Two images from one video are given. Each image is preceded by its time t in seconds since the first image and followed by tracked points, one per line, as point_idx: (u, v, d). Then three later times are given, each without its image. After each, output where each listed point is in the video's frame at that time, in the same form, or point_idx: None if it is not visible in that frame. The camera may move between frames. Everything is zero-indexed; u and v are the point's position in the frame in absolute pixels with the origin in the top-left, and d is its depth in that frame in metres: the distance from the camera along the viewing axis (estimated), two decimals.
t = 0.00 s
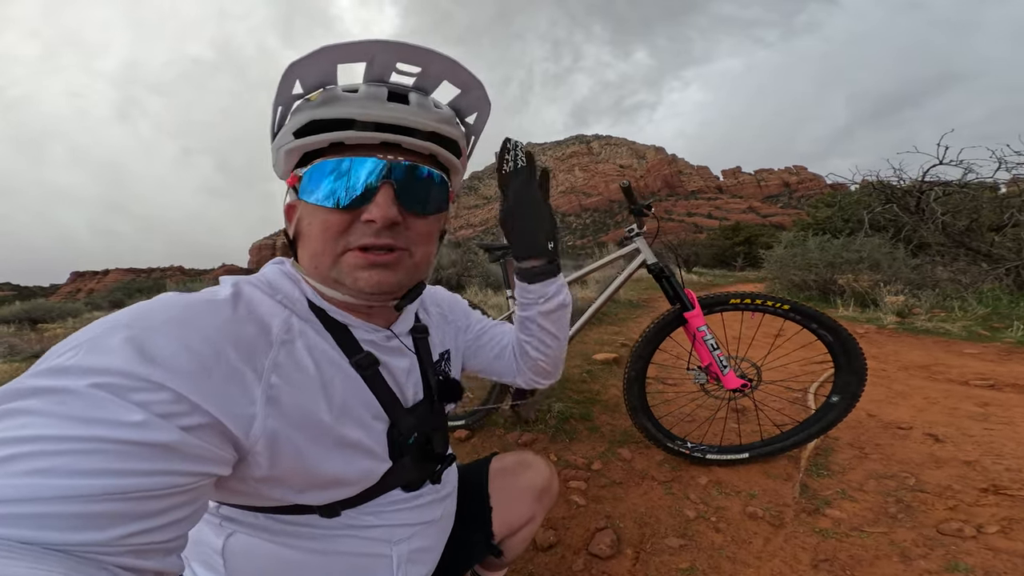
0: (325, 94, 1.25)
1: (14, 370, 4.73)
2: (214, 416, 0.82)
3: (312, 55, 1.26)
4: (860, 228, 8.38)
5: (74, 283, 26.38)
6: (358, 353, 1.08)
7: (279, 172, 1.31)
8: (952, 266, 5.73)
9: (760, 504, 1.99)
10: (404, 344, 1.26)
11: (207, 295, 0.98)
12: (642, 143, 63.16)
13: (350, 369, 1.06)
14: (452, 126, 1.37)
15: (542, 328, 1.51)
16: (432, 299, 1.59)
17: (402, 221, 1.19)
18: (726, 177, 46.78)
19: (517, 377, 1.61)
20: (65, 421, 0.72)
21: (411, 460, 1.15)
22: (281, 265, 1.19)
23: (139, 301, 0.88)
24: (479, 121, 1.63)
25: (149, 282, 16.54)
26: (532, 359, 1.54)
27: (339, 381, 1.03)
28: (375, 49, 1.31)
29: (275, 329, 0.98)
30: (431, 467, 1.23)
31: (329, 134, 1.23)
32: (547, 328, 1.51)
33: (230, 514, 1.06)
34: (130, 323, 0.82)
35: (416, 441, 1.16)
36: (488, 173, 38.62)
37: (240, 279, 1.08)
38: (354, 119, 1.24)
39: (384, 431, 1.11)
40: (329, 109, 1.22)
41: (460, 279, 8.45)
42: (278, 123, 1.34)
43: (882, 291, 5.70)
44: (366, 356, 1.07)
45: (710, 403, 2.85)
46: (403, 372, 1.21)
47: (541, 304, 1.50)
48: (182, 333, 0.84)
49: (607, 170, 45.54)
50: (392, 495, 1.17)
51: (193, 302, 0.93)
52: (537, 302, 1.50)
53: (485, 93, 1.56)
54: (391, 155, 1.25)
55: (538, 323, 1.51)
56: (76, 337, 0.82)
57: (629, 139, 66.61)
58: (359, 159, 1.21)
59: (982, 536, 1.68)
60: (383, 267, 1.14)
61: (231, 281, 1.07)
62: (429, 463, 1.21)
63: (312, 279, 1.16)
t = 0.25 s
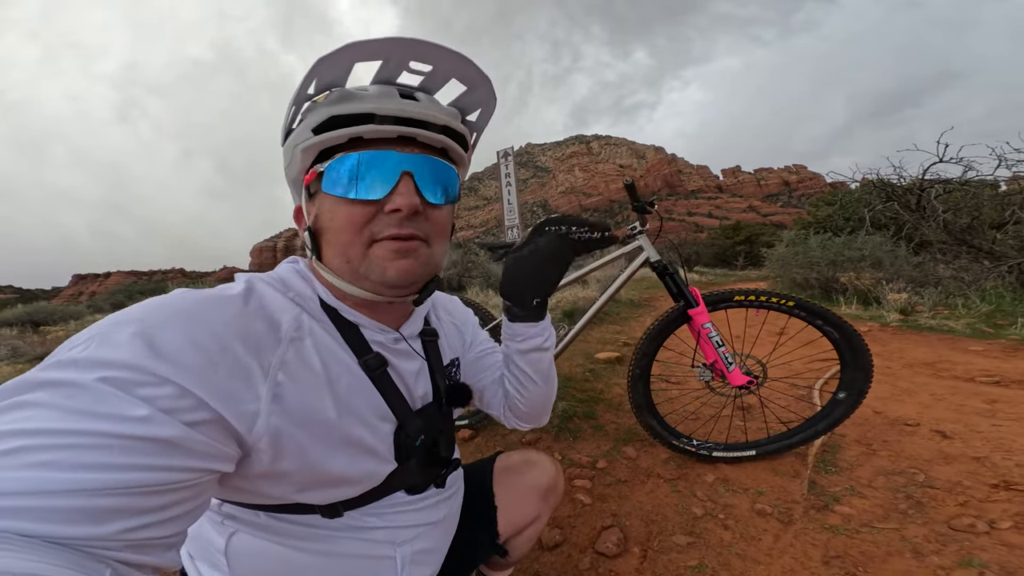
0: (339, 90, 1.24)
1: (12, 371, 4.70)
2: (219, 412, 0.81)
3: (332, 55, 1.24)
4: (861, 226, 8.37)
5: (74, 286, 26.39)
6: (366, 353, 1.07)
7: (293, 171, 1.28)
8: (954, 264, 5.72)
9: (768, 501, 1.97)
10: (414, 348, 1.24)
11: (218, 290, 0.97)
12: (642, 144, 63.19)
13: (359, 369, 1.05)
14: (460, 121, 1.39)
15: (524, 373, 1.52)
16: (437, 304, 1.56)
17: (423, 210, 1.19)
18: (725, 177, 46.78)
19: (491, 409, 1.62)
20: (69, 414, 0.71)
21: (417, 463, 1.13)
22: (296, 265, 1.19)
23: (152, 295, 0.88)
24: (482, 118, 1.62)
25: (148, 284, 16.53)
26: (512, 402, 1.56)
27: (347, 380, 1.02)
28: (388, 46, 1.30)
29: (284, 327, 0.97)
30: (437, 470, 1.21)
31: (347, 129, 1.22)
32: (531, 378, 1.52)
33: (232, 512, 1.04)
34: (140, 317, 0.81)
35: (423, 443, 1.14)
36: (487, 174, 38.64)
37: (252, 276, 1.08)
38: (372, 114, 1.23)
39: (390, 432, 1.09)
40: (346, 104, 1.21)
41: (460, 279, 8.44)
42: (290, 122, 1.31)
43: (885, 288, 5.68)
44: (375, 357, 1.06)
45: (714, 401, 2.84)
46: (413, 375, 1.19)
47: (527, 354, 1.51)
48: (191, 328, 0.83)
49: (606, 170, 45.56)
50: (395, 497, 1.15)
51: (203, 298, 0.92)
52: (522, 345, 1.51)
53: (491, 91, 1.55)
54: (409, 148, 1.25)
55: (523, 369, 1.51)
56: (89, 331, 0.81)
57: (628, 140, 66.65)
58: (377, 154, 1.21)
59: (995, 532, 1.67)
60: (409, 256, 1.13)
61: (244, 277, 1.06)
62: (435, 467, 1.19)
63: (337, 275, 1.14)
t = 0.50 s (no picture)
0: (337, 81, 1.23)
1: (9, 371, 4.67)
2: (201, 404, 0.78)
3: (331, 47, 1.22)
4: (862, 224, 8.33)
5: (75, 288, 26.39)
6: (357, 347, 1.04)
7: (291, 161, 1.25)
8: (956, 260, 5.69)
9: (771, 499, 1.94)
10: (408, 343, 1.21)
11: (207, 281, 0.95)
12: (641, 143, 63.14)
13: (349, 363, 1.03)
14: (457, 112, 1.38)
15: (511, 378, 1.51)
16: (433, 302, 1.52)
17: (419, 198, 1.17)
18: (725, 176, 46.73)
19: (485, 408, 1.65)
20: (48, 404, 0.68)
21: (408, 461, 1.11)
22: (290, 258, 1.17)
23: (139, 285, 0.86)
24: (479, 113, 1.60)
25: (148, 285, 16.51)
26: (503, 405, 1.57)
27: (336, 374, 1.00)
28: (388, 40, 1.28)
29: (272, 318, 0.95)
30: (428, 470, 1.19)
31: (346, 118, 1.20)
32: (517, 384, 1.51)
33: (214, 507, 1.01)
34: (124, 305, 0.79)
35: (415, 441, 1.12)
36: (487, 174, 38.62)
37: (244, 268, 1.06)
38: (370, 102, 1.22)
39: (381, 428, 1.07)
40: (345, 93, 1.20)
41: (460, 279, 8.43)
42: (288, 114, 1.28)
43: (886, 285, 5.64)
44: (366, 351, 1.04)
45: (715, 398, 2.81)
46: (405, 371, 1.16)
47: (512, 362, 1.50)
48: (176, 317, 0.81)
49: (606, 169, 45.53)
50: (385, 494, 1.13)
51: (191, 288, 0.89)
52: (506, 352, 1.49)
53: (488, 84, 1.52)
54: (407, 137, 1.23)
55: (510, 375, 1.51)
56: (72, 320, 0.79)
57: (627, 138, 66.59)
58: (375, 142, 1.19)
59: (1004, 530, 1.64)
60: (405, 243, 1.11)
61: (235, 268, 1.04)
62: (427, 465, 1.17)
63: (331, 265, 1.11)
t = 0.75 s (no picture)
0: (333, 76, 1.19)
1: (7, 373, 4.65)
2: (190, 403, 0.76)
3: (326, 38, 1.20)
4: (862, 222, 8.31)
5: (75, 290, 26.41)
6: (350, 345, 1.02)
7: (286, 159, 1.24)
8: (958, 258, 5.67)
9: (775, 499, 1.92)
10: (403, 340, 1.20)
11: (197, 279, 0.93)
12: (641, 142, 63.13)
13: (342, 361, 1.01)
14: (460, 112, 1.33)
15: (530, 338, 1.51)
16: (429, 293, 1.51)
17: (414, 203, 1.14)
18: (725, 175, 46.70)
19: (502, 386, 1.59)
20: (30, 403, 0.67)
21: (403, 461, 1.09)
22: (282, 257, 1.15)
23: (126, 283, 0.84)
24: (484, 111, 1.57)
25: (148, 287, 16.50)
26: (522, 371, 1.53)
27: (328, 372, 0.98)
28: (385, 33, 1.25)
29: (263, 316, 0.93)
30: (424, 469, 1.17)
31: (339, 117, 1.17)
32: (537, 341, 1.51)
33: (205, 508, 0.99)
34: (110, 303, 0.78)
35: (410, 439, 1.10)
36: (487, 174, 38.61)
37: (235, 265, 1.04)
38: (365, 101, 1.18)
39: (375, 428, 1.05)
40: (339, 91, 1.16)
41: (460, 279, 8.41)
42: (283, 109, 1.26)
43: (889, 284, 5.61)
44: (359, 349, 1.02)
45: (716, 397, 2.79)
46: (400, 367, 1.15)
47: (529, 320, 1.50)
48: (164, 314, 0.79)
49: (606, 169, 45.52)
50: (380, 494, 1.11)
51: (180, 285, 0.88)
52: (523, 313, 1.49)
53: (493, 80, 1.49)
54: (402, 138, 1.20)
55: (529, 334, 1.50)
56: (59, 319, 0.77)
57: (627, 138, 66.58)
58: (370, 142, 1.16)
59: (1011, 529, 1.62)
60: (395, 251, 1.08)
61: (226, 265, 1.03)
62: (422, 465, 1.15)
63: (320, 268, 1.09)
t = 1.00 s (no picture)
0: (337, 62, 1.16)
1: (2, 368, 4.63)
2: (179, 384, 0.74)
3: (331, 23, 1.18)
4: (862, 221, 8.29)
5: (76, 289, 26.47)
6: (344, 333, 1.00)
7: (289, 146, 1.22)
8: (958, 257, 5.64)
9: (775, 495, 1.89)
10: (398, 332, 1.16)
11: (195, 260, 0.91)
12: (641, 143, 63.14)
13: (336, 349, 0.98)
14: (464, 100, 1.31)
15: (504, 378, 1.47)
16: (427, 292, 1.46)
17: (415, 191, 1.11)
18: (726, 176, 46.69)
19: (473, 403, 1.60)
20: (12, 379, 0.63)
21: (392, 450, 1.07)
22: (283, 240, 1.13)
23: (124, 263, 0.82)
24: (489, 101, 1.54)
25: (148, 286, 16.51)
26: (492, 402, 1.53)
27: (323, 359, 0.95)
28: (390, 17, 1.23)
29: (259, 300, 0.91)
30: (412, 461, 1.13)
31: (342, 103, 1.15)
32: (510, 386, 1.48)
33: (175, 488, 0.97)
34: (107, 281, 0.76)
35: (401, 430, 1.07)
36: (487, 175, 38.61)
37: (234, 247, 1.02)
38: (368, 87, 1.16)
39: (366, 418, 1.02)
40: (342, 76, 1.14)
41: (459, 279, 8.40)
42: (288, 97, 1.24)
43: (889, 283, 5.59)
44: (353, 336, 1.00)
45: (715, 394, 2.76)
46: (394, 358, 1.12)
47: (506, 363, 1.45)
48: (161, 294, 0.77)
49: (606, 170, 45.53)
50: (363, 484, 1.08)
51: (175, 266, 0.85)
52: (500, 350, 1.44)
53: (499, 69, 1.47)
54: (405, 126, 1.18)
55: (504, 374, 1.47)
56: (50, 298, 0.75)
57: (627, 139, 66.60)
58: (373, 129, 1.14)
59: (1017, 525, 1.59)
60: (394, 239, 1.05)
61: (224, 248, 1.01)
62: (411, 457, 1.12)
63: (318, 255, 1.07)
